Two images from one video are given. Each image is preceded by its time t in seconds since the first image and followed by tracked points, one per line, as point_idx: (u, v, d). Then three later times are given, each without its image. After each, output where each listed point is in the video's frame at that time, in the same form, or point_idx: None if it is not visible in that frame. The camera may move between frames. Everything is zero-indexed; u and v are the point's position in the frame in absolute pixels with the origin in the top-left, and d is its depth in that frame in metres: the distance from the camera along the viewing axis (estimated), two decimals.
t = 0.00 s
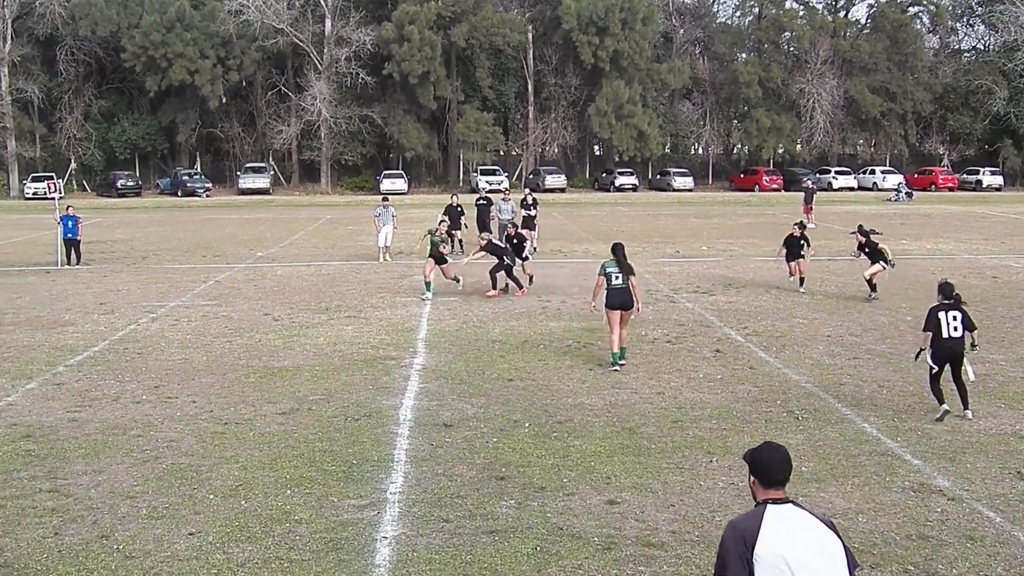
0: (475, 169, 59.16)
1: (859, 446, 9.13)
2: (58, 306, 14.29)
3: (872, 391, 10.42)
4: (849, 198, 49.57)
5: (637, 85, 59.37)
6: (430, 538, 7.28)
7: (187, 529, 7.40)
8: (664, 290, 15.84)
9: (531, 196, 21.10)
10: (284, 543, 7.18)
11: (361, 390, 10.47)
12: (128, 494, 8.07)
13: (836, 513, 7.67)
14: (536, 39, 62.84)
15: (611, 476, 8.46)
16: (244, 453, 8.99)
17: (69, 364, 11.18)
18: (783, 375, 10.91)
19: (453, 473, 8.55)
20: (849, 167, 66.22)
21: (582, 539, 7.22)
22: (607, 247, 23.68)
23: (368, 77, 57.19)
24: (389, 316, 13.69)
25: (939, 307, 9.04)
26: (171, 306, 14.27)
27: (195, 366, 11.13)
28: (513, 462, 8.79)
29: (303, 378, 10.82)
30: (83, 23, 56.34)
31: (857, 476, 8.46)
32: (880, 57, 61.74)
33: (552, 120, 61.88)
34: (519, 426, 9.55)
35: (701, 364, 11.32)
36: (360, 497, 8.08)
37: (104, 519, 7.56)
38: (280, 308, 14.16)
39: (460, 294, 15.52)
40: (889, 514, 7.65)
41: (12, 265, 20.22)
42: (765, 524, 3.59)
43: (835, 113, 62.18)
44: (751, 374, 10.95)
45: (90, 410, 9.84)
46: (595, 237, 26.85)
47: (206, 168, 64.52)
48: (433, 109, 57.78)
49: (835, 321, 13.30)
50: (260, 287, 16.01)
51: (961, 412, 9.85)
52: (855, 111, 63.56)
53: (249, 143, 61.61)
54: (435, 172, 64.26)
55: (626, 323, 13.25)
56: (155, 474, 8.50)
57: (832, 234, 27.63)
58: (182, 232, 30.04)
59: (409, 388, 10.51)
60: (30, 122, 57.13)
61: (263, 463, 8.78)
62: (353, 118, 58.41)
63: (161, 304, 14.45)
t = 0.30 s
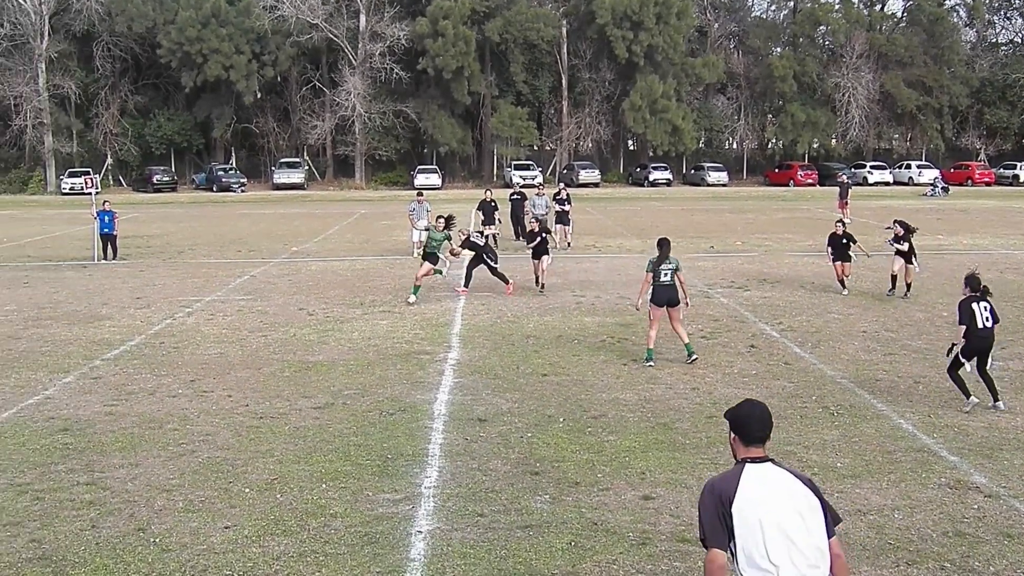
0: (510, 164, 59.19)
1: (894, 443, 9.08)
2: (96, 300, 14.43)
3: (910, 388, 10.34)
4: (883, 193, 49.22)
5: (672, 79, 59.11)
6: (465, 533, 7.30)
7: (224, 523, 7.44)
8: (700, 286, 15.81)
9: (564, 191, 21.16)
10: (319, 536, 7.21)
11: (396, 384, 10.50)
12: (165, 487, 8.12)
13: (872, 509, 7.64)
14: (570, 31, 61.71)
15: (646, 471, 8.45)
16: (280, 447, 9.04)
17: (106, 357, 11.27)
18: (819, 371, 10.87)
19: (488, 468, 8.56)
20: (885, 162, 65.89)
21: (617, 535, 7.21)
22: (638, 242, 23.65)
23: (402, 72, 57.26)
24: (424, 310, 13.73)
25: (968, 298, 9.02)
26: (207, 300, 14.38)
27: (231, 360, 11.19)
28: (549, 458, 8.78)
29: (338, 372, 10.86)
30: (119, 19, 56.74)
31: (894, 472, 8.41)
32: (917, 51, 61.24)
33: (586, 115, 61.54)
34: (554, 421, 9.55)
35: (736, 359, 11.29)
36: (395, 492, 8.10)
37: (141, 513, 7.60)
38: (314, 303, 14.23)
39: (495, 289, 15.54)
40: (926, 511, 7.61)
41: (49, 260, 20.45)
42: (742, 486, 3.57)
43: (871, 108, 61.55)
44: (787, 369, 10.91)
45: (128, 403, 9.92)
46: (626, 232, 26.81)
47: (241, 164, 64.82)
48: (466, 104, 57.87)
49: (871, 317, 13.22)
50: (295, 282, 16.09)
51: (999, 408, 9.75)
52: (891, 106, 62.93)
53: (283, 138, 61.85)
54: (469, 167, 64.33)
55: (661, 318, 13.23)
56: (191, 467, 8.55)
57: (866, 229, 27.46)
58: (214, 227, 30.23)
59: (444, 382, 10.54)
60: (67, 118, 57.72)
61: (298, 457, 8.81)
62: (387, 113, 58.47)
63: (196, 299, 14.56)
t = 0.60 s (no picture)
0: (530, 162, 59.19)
1: (916, 442, 9.03)
2: (118, 297, 14.50)
3: (931, 387, 10.29)
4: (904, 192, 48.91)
5: (693, 77, 59.00)
6: (485, 531, 7.29)
7: (244, 520, 7.45)
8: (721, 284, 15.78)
9: (585, 190, 21.21)
10: (340, 534, 7.22)
11: (416, 382, 10.52)
12: (186, 484, 8.15)
13: (893, 509, 7.61)
14: (593, 30, 62.10)
15: (666, 469, 8.43)
16: (301, 444, 9.05)
17: (127, 354, 11.33)
18: (840, 370, 10.83)
19: (508, 466, 8.56)
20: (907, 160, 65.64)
21: (638, 533, 7.20)
22: (657, 240, 23.61)
23: (423, 70, 57.31)
24: (444, 308, 13.74)
25: (956, 300, 9.30)
26: (228, 297, 14.43)
27: (252, 358, 11.21)
28: (569, 456, 8.77)
29: (358, 370, 10.87)
30: (142, 17, 57.04)
31: (916, 472, 8.37)
32: (940, 49, 60.97)
33: (607, 113, 61.75)
34: (574, 420, 9.54)
35: (757, 358, 11.26)
36: (415, 490, 8.10)
37: (163, 510, 7.63)
38: (335, 301, 14.25)
39: (515, 287, 15.53)
40: (948, 511, 7.58)
41: (72, 257, 20.58)
42: (729, 476, 3.66)
43: (894, 106, 61.25)
44: (808, 369, 10.88)
45: (150, 400, 9.96)
46: (646, 230, 26.77)
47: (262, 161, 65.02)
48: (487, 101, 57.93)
49: (893, 316, 13.17)
50: (316, 280, 16.12)
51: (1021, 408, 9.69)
52: (913, 104, 62.61)
53: (305, 137, 61.91)
54: (490, 165, 64.32)
55: (683, 316, 13.20)
56: (212, 464, 8.57)
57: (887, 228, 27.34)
58: (234, 224, 30.38)
59: (464, 380, 10.55)
60: (89, 116, 58.08)
61: (319, 455, 8.82)
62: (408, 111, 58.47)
63: (217, 296, 14.61)
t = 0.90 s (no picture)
0: (531, 160, 59.16)
1: (917, 441, 9.02)
2: (120, 295, 14.51)
3: (931, 387, 10.27)
4: (906, 191, 48.83)
5: (694, 76, 58.95)
6: (485, 530, 7.29)
7: (245, 519, 7.45)
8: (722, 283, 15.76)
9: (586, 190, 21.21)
10: (340, 532, 7.22)
11: (416, 380, 10.52)
12: (187, 483, 8.15)
13: (893, 508, 7.60)
14: (594, 29, 61.95)
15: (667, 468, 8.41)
16: (302, 443, 9.05)
17: (128, 353, 11.32)
18: (840, 369, 10.82)
19: (509, 465, 8.55)
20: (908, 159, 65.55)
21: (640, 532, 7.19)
22: (657, 238, 23.58)
23: (424, 69, 57.25)
24: (445, 307, 13.73)
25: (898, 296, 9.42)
26: (228, 296, 14.43)
27: (253, 356, 11.21)
28: (570, 455, 8.77)
29: (359, 368, 10.86)
30: (143, 16, 56.97)
31: (916, 471, 8.36)
32: (941, 48, 60.89)
33: (609, 111, 61.81)
34: (575, 418, 9.54)
35: (759, 357, 11.26)
36: (416, 488, 8.10)
37: (164, 508, 7.62)
38: (335, 299, 14.24)
39: (516, 286, 15.53)
40: (947, 510, 7.57)
41: (72, 255, 20.57)
42: (683, 485, 3.62)
43: (895, 105, 61.16)
44: (808, 367, 10.86)
45: (150, 399, 9.95)
46: (646, 228, 26.74)
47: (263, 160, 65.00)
48: (488, 100, 57.85)
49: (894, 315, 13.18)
50: (316, 278, 16.11)
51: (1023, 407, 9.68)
52: (915, 102, 62.51)
53: (306, 135, 61.79)
54: (491, 164, 64.28)
55: (684, 316, 13.19)
56: (213, 463, 8.56)
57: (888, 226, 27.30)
58: (235, 223, 30.36)
59: (465, 378, 10.55)
60: (91, 114, 58.05)
61: (320, 454, 8.81)
62: (409, 109, 58.43)
63: (218, 294, 14.60)
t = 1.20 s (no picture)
0: (517, 161, 59.16)
1: (902, 441, 9.04)
2: (104, 295, 14.46)
3: (915, 386, 10.31)
4: (891, 192, 48.98)
5: (681, 76, 59.00)
6: (471, 530, 7.28)
7: (229, 519, 7.43)
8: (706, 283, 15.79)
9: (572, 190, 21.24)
10: (325, 532, 7.20)
11: (402, 380, 10.51)
12: (171, 483, 8.12)
13: (878, 508, 7.61)
14: (580, 29, 61.98)
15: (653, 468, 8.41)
16: (286, 443, 9.03)
17: (113, 353, 11.29)
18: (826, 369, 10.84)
19: (494, 465, 8.55)
20: (894, 160, 65.65)
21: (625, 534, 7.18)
22: (643, 239, 23.61)
23: (410, 68, 57.19)
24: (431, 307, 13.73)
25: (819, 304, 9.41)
26: (214, 296, 14.39)
27: (238, 356, 11.18)
28: (556, 455, 8.76)
29: (344, 368, 10.84)
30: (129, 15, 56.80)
31: (901, 472, 8.37)
32: (926, 49, 61.06)
33: (595, 112, 61.86)
34: (561, 418, 9.54)
35: (743, 357, 11.27)
36: (401, 488, 8.09)
37: (148, 508, 7.60)
38: (320, 299, 14.23)
39: (502, 286, 15.54)
40: (932, 510, 7.59)
41: (58, 255, 20.47)
42: (629, 480, 3.66)
43: (881, 105, 61.27)
44: (793, 367, 10.89)
45: (135, 399, 9.92)
46: (633, 229, 26.77)
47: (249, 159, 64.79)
48: (474, 100, 57.78)
49: (878, 316, 13.23)
50: (302, 278, 16.09)
51: (1006, 407, 9.73)
52: (900, 103, 62.64)
53: (292, 134, 61.79)
54: (477, 163, 64.24)
55: (669, 316, 13.21)
56: (198, 463, 8.54)
57: (873, 227, 27.38)
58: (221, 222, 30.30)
59: (451, 378, 10.55)
60: (76, 113, 57.87)
61: (304, 454, 8.79)
62: (395, 109, 58.35)
63: (203, 294, 14.57)
